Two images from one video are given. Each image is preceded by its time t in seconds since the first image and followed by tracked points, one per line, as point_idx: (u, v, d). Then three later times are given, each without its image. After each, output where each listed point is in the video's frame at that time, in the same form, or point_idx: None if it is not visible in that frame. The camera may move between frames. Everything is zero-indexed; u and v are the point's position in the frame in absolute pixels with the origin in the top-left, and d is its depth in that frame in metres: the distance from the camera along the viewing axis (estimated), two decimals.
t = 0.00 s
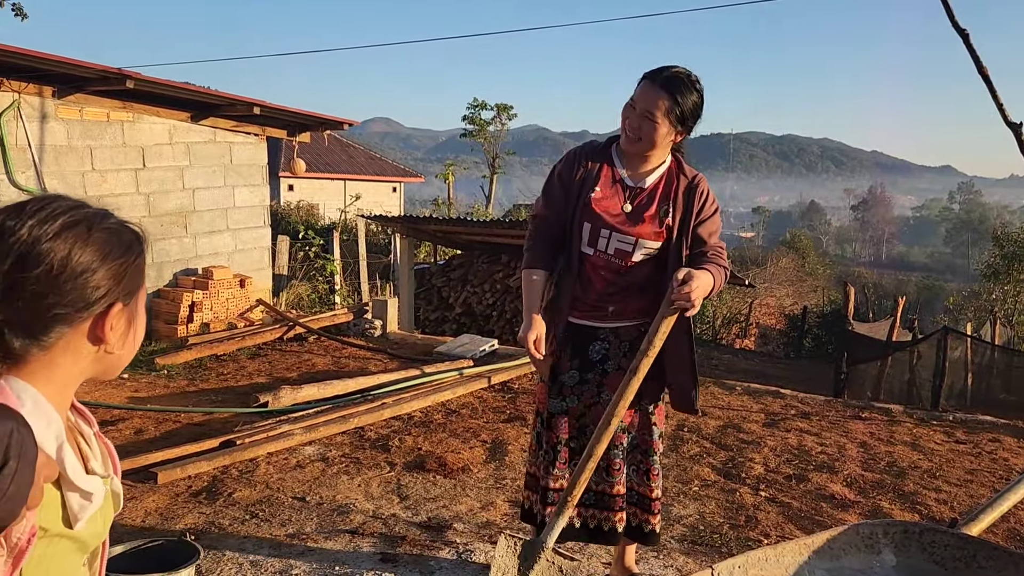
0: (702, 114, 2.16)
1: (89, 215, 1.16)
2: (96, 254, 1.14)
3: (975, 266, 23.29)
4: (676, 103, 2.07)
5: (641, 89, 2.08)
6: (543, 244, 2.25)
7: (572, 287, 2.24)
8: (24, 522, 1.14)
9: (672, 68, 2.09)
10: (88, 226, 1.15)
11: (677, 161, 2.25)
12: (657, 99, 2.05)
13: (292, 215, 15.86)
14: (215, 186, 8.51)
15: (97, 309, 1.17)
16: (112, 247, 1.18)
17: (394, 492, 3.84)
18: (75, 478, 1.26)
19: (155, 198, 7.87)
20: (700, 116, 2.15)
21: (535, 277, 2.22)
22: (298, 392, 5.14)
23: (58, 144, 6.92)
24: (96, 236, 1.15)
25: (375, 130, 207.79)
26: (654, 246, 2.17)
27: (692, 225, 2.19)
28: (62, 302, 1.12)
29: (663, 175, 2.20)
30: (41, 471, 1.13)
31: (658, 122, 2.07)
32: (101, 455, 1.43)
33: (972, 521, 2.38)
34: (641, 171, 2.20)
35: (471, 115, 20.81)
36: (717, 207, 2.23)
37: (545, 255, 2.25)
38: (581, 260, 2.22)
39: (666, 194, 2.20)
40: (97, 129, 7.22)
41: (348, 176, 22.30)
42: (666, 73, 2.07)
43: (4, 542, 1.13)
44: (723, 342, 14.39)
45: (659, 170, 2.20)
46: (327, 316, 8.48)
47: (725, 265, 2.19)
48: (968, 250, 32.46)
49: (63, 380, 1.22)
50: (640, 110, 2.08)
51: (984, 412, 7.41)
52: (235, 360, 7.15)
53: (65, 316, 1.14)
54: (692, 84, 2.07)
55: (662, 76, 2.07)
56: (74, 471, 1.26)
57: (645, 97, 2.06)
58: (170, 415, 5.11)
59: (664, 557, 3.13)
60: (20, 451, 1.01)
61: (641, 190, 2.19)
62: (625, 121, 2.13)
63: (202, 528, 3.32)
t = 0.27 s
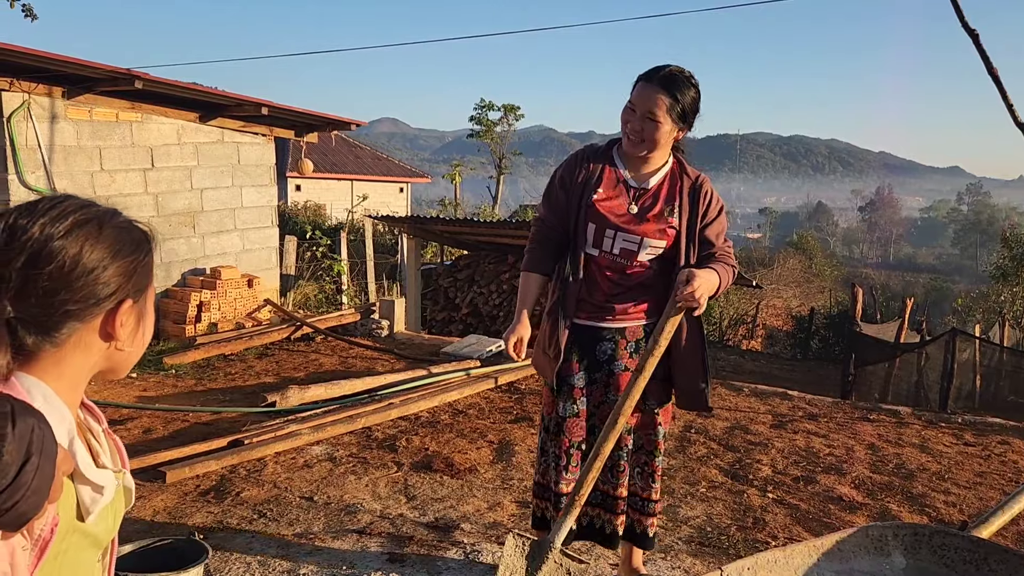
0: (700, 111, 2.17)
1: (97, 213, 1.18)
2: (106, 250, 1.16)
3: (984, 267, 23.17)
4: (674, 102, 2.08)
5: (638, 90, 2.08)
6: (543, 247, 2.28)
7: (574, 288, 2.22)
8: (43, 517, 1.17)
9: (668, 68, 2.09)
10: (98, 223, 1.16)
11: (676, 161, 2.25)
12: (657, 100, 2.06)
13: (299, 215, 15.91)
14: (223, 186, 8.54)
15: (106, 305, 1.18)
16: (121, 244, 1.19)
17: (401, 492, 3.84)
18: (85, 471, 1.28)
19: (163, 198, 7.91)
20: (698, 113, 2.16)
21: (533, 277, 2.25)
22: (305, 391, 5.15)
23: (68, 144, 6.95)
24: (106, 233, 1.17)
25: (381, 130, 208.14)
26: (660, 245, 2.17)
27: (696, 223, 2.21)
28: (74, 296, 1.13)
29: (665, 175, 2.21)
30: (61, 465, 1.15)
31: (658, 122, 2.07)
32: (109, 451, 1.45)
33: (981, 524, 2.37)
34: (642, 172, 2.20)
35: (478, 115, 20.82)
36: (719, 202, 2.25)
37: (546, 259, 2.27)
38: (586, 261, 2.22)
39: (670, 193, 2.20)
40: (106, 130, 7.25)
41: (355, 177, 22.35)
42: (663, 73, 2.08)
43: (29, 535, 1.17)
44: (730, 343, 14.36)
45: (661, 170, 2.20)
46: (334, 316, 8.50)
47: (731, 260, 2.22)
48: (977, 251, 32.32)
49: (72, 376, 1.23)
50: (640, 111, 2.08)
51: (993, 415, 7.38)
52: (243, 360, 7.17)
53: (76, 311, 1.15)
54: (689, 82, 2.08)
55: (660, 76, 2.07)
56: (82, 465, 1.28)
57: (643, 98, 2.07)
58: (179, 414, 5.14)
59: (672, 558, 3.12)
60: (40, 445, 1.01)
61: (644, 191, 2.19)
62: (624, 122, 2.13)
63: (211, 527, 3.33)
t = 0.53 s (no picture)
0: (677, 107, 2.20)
1: (113, 218, 1.23)
2: (123, 254, 1.21)
3: (992, 268, 23.05)
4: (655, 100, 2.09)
5: (619, 90, 2.09)
6: (534, 263, 2.19)
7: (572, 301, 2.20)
8: (59, 512, 1.20)
9: (643, 67, 2.10)
10: (113, 228, 1.21)
11: (651, 160, 2.28)
12: (640, 99, 2.07)
13: (306, 215, 15.96)
14: (230, 186, 8.57)
15: (124, 306, 1.23)
16: (137, 248, 1.24)
17: (408, 492, 3.85)
18: (99, 470, 1.32)
19: (171, 198, 7.94)
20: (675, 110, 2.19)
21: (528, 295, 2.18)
22: (312, 391, 5.17)
23: (76, 144, 6.98)
24: (121, 238, 1.22)
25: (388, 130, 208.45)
26: (651, 246, 2.20)
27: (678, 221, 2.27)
28: (91, 297, 1.18)
29: (645, 175, 2.23)
30: (76, 460, 1.17)
31: (641, 121, 2.09)
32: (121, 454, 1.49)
33: (990, 525, 2.36)
34: (624, 174, 2.20)
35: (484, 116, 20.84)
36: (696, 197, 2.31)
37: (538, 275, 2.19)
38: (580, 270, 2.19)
39: (652, 194, 2.23)
40: (114, 130, 7.28)
41: (362, 177, 22.40)
42: (641, 72, 2.09)
43: (44, 530, 1.20)
44: (736, 343, 14.33)
45: (642, 170, 2.22)
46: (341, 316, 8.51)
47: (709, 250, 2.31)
48: (985, 251, 32.15)
49: (89, 378, 1.26)
50: (623, 111, 2.09)
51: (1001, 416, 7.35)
52: (250, 360, 7.20)
53: (94, 313, 1.19)
54: (667, 79, 2.10)
55: (638, 75, 2.08)
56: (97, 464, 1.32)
57: (625, 97, 2.07)
58: (187, 413, 5.16)
59: (678, 559, 3.12)
60: (58, 439, 1.01)
61: (630, 194, 2.20)
62: (605, 124, 2.13)
63: (218, 526, 3.34)
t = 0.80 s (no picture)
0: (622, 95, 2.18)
1: (149, 228, 1.29)
2: (154, 263, 1.26)
3: (999, 267, 22.97)
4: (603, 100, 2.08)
5: (564, 97, 2.06)
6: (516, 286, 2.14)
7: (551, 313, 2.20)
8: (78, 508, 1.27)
9: (582, 67, 2.07)
10: (147, 238, 1.27)
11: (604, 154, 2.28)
12: (587, 102, 2.04)
13: (311, 215, 16.00)
14: (235, 187, 8.60)
15: (154, 314, 1.29)
16: (170, 258, 1.30)
17: (412, 491, 3.86)
18: (119, 473, 1.37)
19: (176, 198, 7.97)
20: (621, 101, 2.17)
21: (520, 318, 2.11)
22: (316, 391, 5.18)
23: (82, 145, 7.01)
24: (154, 247, 1.27)
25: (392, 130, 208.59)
26: (622, 245, 2.24)
27: (642, 212, 2.31)
28: (122, 308, 1.23)
29: (603, 173, 2.23)
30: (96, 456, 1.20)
31: (595, 125, 2.08)
32: (146, 461, 1.55)
33: (995, 525, 2.36)
34: (585, 177, 2.19)
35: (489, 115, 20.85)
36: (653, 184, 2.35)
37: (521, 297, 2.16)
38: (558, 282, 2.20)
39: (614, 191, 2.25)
40: (119, 130, 7.31)
41: (367, 177, 22.44)
42: (582, 73, 2.06)
43: (65, 525, 1.27)
44: (741, 343, 14.32)
45: (600, 169, 2.22)
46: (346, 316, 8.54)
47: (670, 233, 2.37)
48: (991, 251, 32.04)
49: (119, 384, 1.32)
50: (575, 118, 2.07)
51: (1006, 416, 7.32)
52: (255, 360, 7.22)
53: (125, 320, 1.25)
54: (609, 76, 2.08)
55: (581, 77, 2.05)
56: (116, 466, 1.37)
57: (575, 104, 2.05)
58: (192, 413, 5.18)
59: (682, 559, 3.12)
60: (73, 434, 1.02)
61: (594, 198, 2.20)
62: (558, 132, 2.11)
63: (223, 526, 3.35)
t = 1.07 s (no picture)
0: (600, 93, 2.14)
1: (184, 254, 1.33)
2: (183, 287, 1.29)
3: (1002, 267, 22.92)
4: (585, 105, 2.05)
5: (546, 105, 2.01)
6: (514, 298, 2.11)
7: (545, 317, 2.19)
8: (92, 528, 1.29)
9: (561, 72, 2.02)
10: (181, 263, 1.31)
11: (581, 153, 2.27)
12: (569, 110, 2.00)
13: (314, 216, 16.02)
14: (238, 187, 8.61)
15: (175, 338, 1.31)
16: (198, 285, 1.33)
17: (414, 492, 3.87)
18: (129, 497, 1.41)
19: (179, 200, 7.99)
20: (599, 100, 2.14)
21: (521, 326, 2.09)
22: (318, 391, 5.19)
23: (84, 146, 7.03)
24: (185, 272, 1.31)
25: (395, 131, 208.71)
26: (606, 243, 2.27)
27: (622, 208, 2.33)
28: (145, 325, 1.25)
29: (584, 173, 2.23)
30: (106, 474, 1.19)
31: (579, 131, 2.06)
32: (157, 481, 1.57)
33: (996, 525, 2.36)
34: (567, 180, 2.18)
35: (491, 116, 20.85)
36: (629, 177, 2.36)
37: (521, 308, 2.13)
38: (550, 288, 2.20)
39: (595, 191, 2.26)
40: (122, 132, 7.33)
41: (369, 178, 22.47)
42: (560, 79, 2.01)
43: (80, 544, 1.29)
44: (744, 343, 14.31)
45: (580, 171, 2.22)
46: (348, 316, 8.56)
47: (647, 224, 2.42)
48: (994, 251, 31.99)
49: (132, 402, 1.34)
50: (559, 126, 2.04)
51: (1009, 416, 7.31)
52: (258, 360, 7.24)
53: (149, 340, 1.27)
54: (587, 78, 2.03)
55: (558, 84, 2.00)
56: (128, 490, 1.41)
57: (558, 113, 2.01)
58: (194, 413, 5.20)
59: (684, 559, 3.12)
60: (79, 451, 1.02)
61: (579, 200, 2.20)
62: (541, 140, 2.08)
63: (225, 526, 3.36)
